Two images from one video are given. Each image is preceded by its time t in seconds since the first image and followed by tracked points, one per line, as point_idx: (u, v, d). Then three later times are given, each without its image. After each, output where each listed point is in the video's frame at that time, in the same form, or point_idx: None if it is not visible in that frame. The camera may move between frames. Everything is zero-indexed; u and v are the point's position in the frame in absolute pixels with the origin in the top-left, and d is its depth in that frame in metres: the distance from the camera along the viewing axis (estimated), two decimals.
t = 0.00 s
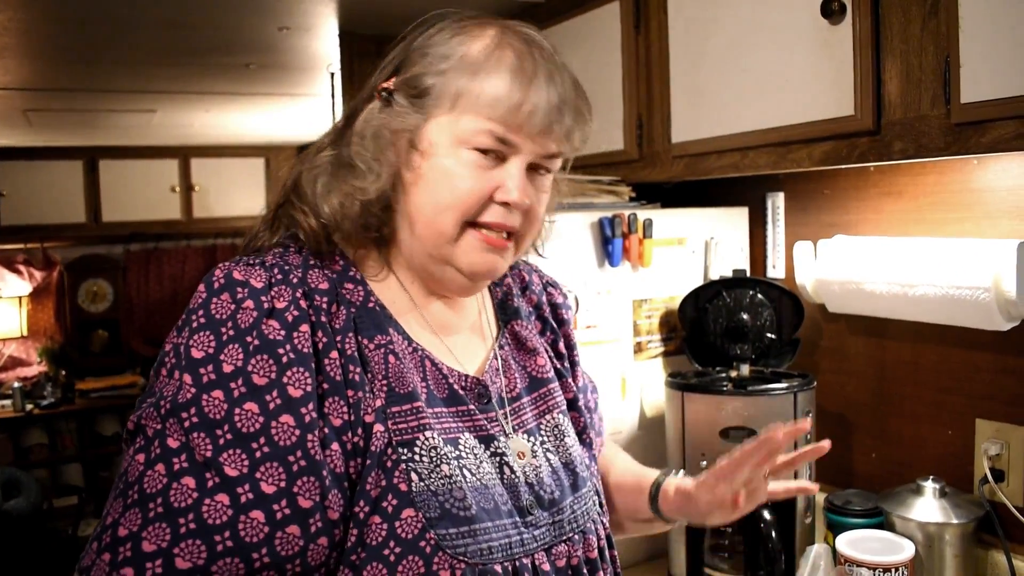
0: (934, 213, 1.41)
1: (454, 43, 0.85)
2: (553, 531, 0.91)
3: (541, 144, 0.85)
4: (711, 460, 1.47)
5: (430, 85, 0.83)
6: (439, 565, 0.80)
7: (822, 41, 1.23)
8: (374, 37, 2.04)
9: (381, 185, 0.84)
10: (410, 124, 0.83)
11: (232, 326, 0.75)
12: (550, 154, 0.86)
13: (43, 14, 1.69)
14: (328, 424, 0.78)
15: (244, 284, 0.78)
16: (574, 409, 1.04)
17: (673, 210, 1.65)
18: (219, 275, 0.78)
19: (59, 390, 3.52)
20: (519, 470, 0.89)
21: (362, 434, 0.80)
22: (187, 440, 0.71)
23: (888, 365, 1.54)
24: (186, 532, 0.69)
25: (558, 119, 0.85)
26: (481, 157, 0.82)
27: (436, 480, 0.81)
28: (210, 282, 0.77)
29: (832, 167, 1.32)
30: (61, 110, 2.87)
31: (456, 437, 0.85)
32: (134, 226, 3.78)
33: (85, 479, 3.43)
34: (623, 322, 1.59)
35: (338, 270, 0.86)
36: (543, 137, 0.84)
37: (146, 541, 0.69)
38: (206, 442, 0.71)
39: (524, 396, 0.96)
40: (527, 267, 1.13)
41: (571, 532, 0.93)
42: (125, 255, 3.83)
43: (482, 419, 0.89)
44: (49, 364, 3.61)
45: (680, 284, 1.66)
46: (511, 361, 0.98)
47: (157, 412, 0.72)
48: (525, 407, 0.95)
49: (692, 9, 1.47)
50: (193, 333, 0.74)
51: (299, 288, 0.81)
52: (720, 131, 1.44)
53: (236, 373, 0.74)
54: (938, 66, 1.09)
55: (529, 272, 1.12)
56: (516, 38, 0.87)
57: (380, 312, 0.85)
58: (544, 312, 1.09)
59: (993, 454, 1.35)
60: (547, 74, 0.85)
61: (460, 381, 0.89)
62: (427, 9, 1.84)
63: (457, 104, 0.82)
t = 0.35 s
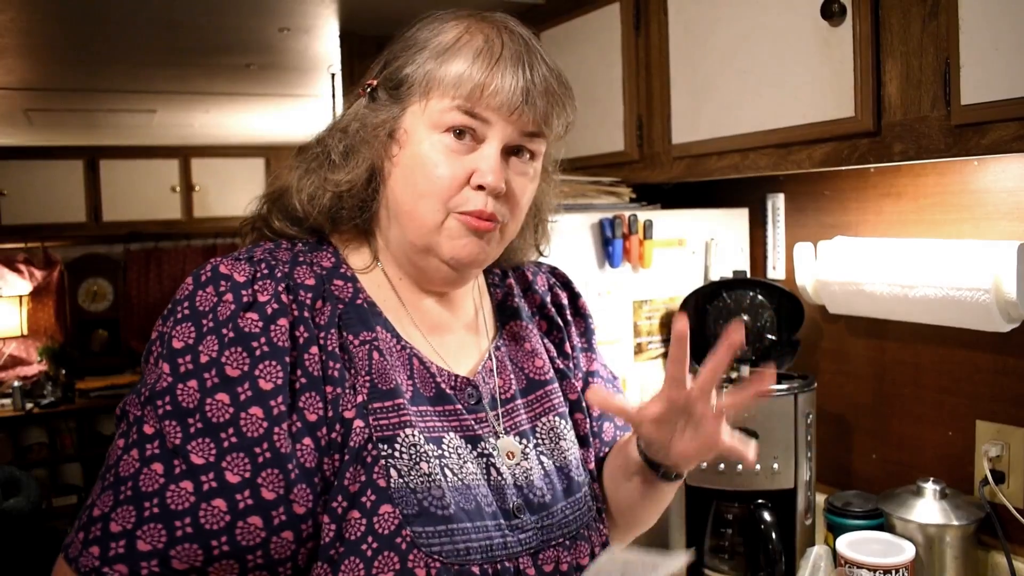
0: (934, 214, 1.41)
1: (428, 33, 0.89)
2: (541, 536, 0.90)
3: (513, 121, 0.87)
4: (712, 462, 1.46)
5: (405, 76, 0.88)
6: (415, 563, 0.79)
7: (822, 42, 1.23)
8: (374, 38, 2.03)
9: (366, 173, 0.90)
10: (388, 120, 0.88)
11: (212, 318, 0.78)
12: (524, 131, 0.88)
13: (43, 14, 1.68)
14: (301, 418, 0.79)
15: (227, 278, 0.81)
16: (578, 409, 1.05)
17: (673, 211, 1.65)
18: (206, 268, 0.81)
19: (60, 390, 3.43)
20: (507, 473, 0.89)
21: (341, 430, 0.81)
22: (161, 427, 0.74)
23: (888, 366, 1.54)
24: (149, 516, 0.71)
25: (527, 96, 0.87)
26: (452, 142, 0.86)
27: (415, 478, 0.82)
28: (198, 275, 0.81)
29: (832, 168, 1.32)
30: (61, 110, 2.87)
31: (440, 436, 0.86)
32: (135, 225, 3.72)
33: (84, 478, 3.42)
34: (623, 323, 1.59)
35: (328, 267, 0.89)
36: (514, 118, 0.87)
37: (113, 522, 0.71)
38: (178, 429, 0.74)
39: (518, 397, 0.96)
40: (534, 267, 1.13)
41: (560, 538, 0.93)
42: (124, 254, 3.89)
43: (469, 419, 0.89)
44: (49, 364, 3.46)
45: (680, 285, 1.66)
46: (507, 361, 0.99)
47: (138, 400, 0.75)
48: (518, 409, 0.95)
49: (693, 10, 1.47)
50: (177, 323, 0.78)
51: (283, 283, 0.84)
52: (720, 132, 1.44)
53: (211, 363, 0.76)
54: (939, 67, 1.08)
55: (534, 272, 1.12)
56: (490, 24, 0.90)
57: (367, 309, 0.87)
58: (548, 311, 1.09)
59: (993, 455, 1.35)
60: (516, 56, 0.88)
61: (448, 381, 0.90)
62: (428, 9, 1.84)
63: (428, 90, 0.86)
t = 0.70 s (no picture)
0: (936, 216, 1.41)
1: (414, 34, 0.89)
2: (532, 542, 0.90)
3: (501, 122, 0.86)
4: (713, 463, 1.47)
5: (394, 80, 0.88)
6: (397, 565, 0.79)
7: (824, 45, 1.24)
8: (378, 39, 2.04)
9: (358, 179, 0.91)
10: (377, 125, 0.89)
11: (199, 318, 0.80)
12: (513, 132, 0.88)
13: (49, 16, 1.69)
14: (285, 419, 0.80)
15: (216, 279, 0.82)
16: (577, 416, 1.05)
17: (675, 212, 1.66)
18: (198, 271, 0.83)
19: (62, 390, 3.42)
20: (497, 478, 0.89)
21: (327, 431, 0.82)
22: (145, 424, 0.75)
23: (889, 368, 1.54)
24: (129, 510, 0.73)
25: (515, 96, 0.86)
26: (442, 146, 0.86)
27: (401, 480, 0.82)
28: (190, 277, 0.83)
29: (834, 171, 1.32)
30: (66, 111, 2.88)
31: (428, 439, 0.86)
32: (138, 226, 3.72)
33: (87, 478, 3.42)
34: (626, 325, 1.59)
35: (322, 269, 0.90)
36: (503, 121, 0.87)
37: (98, 515, 0.73)
38: (160, 427, 0.75)
39: (514, 402, 0.96)
40: (538, 271, 1.14)
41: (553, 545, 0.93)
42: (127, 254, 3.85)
43: (460, 422, 0.89)
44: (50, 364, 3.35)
45: (682, 287, 1.66)
46: (504, 364, 0.99)
47: (128, 397, 0.77)
48: (514, 414, 0.95)
49: (694, 13, 1.48)
50: (168, 324, 0.79)
51: (270, 284, 0.85)
52: (722, 134, 1.45)
53: (195, 363, 0.77)
54: (940, 70, 1.09)
55: (538, 277, 1.12)
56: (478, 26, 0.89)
57: (358, 311, 0.88)
58: (551, 315, 1.09)
59: (995, 458, 1.35)
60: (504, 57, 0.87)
61: (441, 384, 0.90)
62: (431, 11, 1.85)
63: (416, 95, 0.86)
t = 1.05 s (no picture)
0: (940, 219, 1.41)
1: (410, 42, 0.89)
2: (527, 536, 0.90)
3: (489, 142, 0.86)
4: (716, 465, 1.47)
5: (385, 90, 0.88)
6: (389, 555, 0.79)
7: (828, 47, 1.24)
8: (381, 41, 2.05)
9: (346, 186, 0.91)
10: (369, 132, 0.89)
11: (196, 310, 0.80)
12: (500, 151, 0.88)
13: (55, 18, 1.70)
14: (280, 408, 0.79)
15: (211, 272, 0.83)
16: (574, 418, 1.05)
17: (678, 214, 1.66)
18: (195, 266, 0.84)
19: (65, 390, 3.46)
20: (492, 472, 0.89)
21: (320, 421, 0.81)
22: (143, 411, 0.75)
23: (892, 371, 1.54)
24: (123, 493, 0.72)
25: (502, 118, 0.86)
26: (428, 162, 0.86)
27: (393, 471, 0.81)
28: (187, 271, 0.83)
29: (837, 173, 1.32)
30: (69, 112, 2.89)
31: (421, 432, 0.86)
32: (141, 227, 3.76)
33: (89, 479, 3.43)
34: (628, 327, 1.59)
35: (316, 265, 0.90)
36: (490, 142, 0.87)
37: (93, 499, 0.73)
38: (157, 413, 0.75)
39: (510, 400, 0.96)
40: (535, 275, 1.15)
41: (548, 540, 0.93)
42: (130, 256, 3.90)
43: (454, 416, 0.89)
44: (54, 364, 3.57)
45: (684, 289, 1.66)
46: (501, 363, 0.99)
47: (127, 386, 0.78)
48: (509, 411, 0.95)
49: (698, 15, 1.48)
50: (166, 317, 0.80)
51: (264, 278, 0.85)
52: (725, 136, 1.45)
53: (196, 353, 0.77)
54: (944, 73, 1.09)
55: (536, 280, 1.13)
56: (472, 39, 0.89)
57: (353, 307, 0.88)
58: (547, 320, 1.09)
59: (998, 461, 1.35)
60: (494, 77, 0.87)
61: (436, 380, 0.90)
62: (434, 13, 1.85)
63: (405, 107, 0.87)
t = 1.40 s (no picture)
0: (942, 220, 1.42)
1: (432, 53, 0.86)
2: (531, 545, 0.90)
3: (514, 160, 0.84)
4: (718, 466, 1.48)
5: (405, 101, 0.85)
6: (394, 566, 0.80)
7: (830, 48, 1.24)
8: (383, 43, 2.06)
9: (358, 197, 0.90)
10: (382, 140, 0.86)
11: (189, 315, 0.80)
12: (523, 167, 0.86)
13: (58, 20, 1.71)
14: (271, 417, 0.78)
15: (208, 276, 0.83)
16: (574, 425, 1.04)
17: (681, 216, 1.66)
18: (193, 268, 0.84)
19: (67, 391, 3.46)
20: (495, 480, 0.89)
21: (322, 432, 0.81)
22: (132, 415, 0.75)
23: (895, 372, 1.54)
24: (108, 498, 0.72)
25: (528, 136, 0.84)
26: (449, 174, 0.83)
27: (398, 481, 0.82)
28: (184, 273, 0.83)
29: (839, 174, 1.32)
30: (72, 113, 2.90)
31: (426, 441, 0.86)
32: (145, 228, 3.78)
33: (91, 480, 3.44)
34: (630, 328, 1.60)
35: (319, 269, 0.90)
36: (512, 160, 0.84)
37: (79, 502, 0.72)
38: (146, 418, 0.75)
39: (512, 407, 0.97)
40: (535, 280, 1.14)
41: (551, 548, 0.92)
42: (133, 257, 3.90)
43: (458, 424, 0.89)
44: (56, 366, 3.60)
45: (686, 290, 1.66)
46: (503, 370, 1.00)
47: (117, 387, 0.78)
48: (511, 419, 0.95)
49: (700, 17, 1.48)
50: (165, 320, 0.80)
51: (263, 282, 0.84)
52: (727, 138, 1.45)
53: (184, 360, 0.77)
54: (946, 74, 1.09)
55: (537, 285, 1.13)
56: (496, 51, 0.87)
57: (355, 312, 0.88)
58: (547, 326, 1.09)
59: (1000, 462, 1.35)
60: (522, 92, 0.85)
61: (439, 386, 0.90)
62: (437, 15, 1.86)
63: (425, 120, 0.83)
